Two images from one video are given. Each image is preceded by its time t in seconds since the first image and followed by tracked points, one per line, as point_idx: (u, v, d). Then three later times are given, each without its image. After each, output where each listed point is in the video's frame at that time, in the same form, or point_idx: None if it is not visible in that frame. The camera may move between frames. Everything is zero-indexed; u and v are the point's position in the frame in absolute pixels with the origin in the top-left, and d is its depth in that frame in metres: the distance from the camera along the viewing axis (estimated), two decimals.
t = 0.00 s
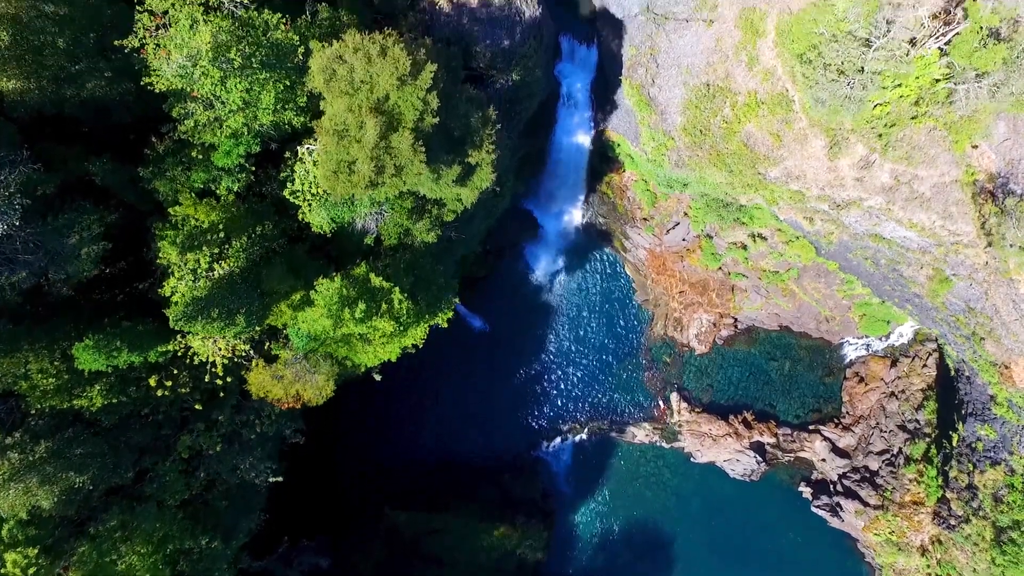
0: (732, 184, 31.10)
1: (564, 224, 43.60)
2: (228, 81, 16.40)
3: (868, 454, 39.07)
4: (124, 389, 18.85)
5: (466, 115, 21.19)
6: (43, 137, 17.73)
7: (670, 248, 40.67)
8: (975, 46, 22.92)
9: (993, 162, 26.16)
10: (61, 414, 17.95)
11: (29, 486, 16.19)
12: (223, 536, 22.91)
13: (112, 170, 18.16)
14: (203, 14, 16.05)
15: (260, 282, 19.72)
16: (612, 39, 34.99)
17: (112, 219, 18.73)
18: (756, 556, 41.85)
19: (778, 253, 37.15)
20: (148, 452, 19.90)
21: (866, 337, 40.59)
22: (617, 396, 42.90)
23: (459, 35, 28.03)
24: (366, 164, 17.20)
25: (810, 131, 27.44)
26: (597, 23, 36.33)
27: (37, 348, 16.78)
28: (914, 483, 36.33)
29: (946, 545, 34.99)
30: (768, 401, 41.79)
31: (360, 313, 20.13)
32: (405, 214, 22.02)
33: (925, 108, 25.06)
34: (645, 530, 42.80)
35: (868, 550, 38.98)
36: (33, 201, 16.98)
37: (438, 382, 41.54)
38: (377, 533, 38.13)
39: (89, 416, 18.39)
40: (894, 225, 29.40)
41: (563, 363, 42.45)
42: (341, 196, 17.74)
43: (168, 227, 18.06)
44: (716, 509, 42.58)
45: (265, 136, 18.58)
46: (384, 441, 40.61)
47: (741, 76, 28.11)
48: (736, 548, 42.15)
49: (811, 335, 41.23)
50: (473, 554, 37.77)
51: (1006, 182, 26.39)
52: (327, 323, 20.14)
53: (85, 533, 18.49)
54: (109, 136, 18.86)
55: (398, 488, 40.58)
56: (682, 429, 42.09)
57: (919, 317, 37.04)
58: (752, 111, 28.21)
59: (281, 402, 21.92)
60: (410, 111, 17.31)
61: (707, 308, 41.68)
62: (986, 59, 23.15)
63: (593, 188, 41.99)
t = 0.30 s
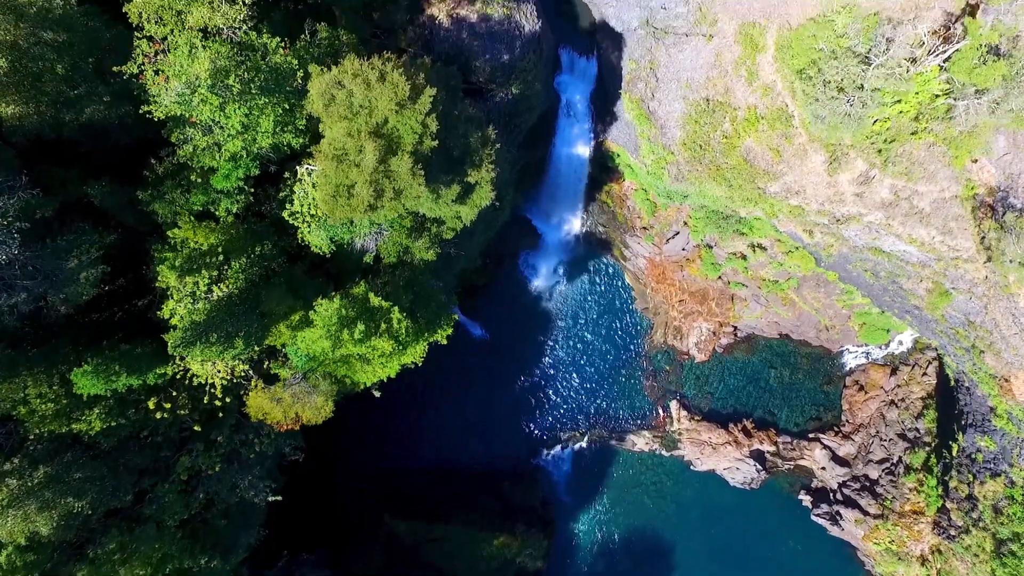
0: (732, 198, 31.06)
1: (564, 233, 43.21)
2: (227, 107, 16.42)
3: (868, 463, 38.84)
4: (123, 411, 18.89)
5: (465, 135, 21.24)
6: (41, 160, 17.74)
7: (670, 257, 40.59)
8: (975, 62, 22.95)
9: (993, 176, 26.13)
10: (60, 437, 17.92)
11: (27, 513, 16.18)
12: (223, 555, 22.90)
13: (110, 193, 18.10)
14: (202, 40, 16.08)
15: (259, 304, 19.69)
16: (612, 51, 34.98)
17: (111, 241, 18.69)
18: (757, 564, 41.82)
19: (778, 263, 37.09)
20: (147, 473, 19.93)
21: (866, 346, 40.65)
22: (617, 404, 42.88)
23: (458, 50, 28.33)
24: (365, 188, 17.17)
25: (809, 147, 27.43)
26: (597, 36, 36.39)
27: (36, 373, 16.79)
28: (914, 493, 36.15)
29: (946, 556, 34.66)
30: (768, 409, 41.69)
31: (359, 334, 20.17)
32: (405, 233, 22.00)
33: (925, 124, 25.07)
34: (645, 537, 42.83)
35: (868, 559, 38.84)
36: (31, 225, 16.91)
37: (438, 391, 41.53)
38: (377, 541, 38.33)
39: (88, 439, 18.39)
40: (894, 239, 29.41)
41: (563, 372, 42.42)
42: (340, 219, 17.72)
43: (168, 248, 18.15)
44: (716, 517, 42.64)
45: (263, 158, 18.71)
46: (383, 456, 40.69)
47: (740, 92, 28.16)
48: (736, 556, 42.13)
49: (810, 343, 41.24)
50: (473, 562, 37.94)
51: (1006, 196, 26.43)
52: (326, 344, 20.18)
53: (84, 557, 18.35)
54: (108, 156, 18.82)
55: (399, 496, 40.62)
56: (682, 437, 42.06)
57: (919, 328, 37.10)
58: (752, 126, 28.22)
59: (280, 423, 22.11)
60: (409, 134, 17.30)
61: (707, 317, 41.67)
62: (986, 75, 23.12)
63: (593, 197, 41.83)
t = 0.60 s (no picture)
0: (732, 212, 31.03)
1: (564, 241, 43.10)
2: (225, 132, 16.34)
3: (868, 471, 38.77)
4: (122, 434, 18.88)
5: (465, 154, 21.28)
6: (38, 183, 17.66)
7: (670, 267, 40.42)
8: (975, 78, 23.05)
9: (993, 190, 26.07)
10: (58, 461, 17.91)
11: (26, 539, 16.14)
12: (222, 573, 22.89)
13: (109, 216, 18.16)
14: (200, 65, 15.94)
15: (258, 326, 19.72)
16: (612, 63, 35.00)
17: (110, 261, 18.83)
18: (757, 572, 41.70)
19: (778, 272, 37.02)
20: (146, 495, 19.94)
21: (865, 353, 40.56)
22: (617, 413, 42.81)
23: (458, 64, 28.46)
24: (364, 212, 17.17)
25: (809, 162, 27.38)
26: (597, 48, 36.38)
27: (33, 397, 16.75)
28: (914, 502, 36.06)
29: (946, 565, 34.29)
30: (769, 417, 41.74)
31: (357, 354, 20.16)
32: (404, 251, 21.99)
33: (925, 139, 25.06)
34: (645, 546, 42.91)
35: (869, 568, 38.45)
36: (29, 249, 16.95)
37: (439, 399, 41.52)
38: (376, 547, 37.37)
39: (86, 462, 18.37)
40: (893, 254, 29.41)
41: (563, 381, 42.39)
42: (339, 242, 17.69)
43: (166, 270, 18.20)
44: (716, 525, 42.70)
45: (262, 180, 18.73)
46: (384, 467, 40.70)
47: (740, 107, 28.17)
48: (735, 564, 42.10)
49: (810, 351, 41.14)
50: (472, 570, 37.57)
51: (1006, 210, 26.28)
52: (325, 364, 20.19)
53: None
54: (106, 177, 18.81)
55: (399, 505, 40.38)
56: (681, 444, 42.11)
57: (919, 338, 36.95)
58: (752, 141, 28.22)
59: (280, 445, 22.21)
60: (408, 158, 17.27)
61: (706, 325, 41.51)
62: (986, 92, 23.14)
63: (592, 206, 41.69)
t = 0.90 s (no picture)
0: (731, 226, 30.96)
1: (564, 249, 43.05)
2: (224, 158, 16.40)
3: (868, 479, 38.91)
4: (121, 456, 18.96)
5: (463, 174, 21.30)
6: (36, 206, 17.60)
7: (669, 275, 40.32)
8: (974, 94, 23.14)
9: (993, 204, 26.06)
10: (55, 485, 17.97)
11: (23, 565, 16.17)
12: None
13: (108, 238, 18.18)
14: (199, 90, 15.94)
15: (257, 346, 19.73)
16: (612, 75, 35.03)
17: (109, 282, 18.85)
18: None
19: (778, 282, 37.03)
20: (144, 516, 20.07)
21: (865, 361, 40.32)
22: (616, 422, 42.75)
23: (457, 78, 28.51)
24: (362, 235, 17.14)
25: (808, 176, 27.37)
26: (596, 60, 36.39)
27: (32, 421, 16.78)
28: (914, 510, 36.21)
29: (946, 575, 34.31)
30: (768, 424, 41.60)
31: (356, 374, 20.20)
32: (403, 270, 21.93)
33: (924, 154, 25.10)
34: (645, 553, 42.74)
35: None
36: (28, 274, 16.94)
37: (439, 409, 41.53)
38: (376, 557, 37.27)
39: (84, 484, 18.48)
40: (893, 268, 29.38)
41: (562, 390, 42.34)
42: (338, 266, 17.75)
43: (165, 292, 18.16)
44: (716, 534, 42.51)
45: (261, 201, 18.73)
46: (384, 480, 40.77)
47: (740, 121, 28.22)
48: (735, 571, 42.06)
49: (810, 358, 41.17)
50: None
51: (1006, 224, 26.23)
52: (323, 384, 20.21)
53: None
54: (104, 198, 18.78)
55: (399, 515, 40.42)
56: (681, 452, 41.97)
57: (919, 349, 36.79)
58: (751, 156, 28.22)
59: (280, 467, 22.33)
60: (407, 180, 17.20)
61: (706, 333, 41.47)
62: (986, 108, 23.27)
63: (592, 215, 41.56)
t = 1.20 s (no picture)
0: (731, 239, 30.88)
1: (564, 258, 43.03)
2: (223, 183, 16.39)
3: (868, 488, 38.61)
4: (120, 478, 19.23)
5: (462, 193, 21.32)
6: (35, 227, 17.61)
7: (668, 284, 40.16)
8: (973, 109, 23.18)
9: (992, 217, 26.08)
10: (54, 509, 18.16)
11: None
12: None
13: (106, 261, 18.17)
14: (197, 116, 15.89)
15: (257, 367, 19.75)
16: (612, 87, 35.01)
17: (108, 303, 18.91)
18: None
19: (777, 291, 36.99)
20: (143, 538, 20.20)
21: (865, 369, 40.26)
22: (616, 430, 42.70)
23: (456, 92, 28.56)
24: (361, 259, 17.16)
25: (808, 191, 27.35)
26: (596, 72, 36.31)
27: (29, 445, 16.83)
28: (913, 519, 35.96)
29: None
30: (767, 431, 41.51)
31: (355, 395, 20.19)
32: (402, 288, 21.90)
33: (924, 170, 25.09)
34: (645, 561, 42.66)
35: None
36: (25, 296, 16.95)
37: (438, 417, 41.50)
38: (376, 565, 37.31)
39: (85, 507, 18.70)
40: (892, 282, 29.33)
41: (562, 399, 42.27)
42: (336, 289, 17.81)
43: (163, 314, 18.16)
44: (717, 540, 42.46)
45: (259, 224, 18.73)
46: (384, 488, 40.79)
47: (739, 136, 28.19)
48: None
49: (809, 365, 40.89)
50: None
51: (1005, 237, 26.20)
52: (322, 405, 20.23)
53: None
54: (103, 218, 18.78)
55: (399, 523, 40.45)
56: (680, 459, 41.90)
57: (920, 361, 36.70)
58: (751, 170, 28.16)
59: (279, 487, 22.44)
60: (405, 204, 17.20)
61: (705, 342, 41.12)
62: (986, 123, 23.22)
63: (592, 223, 41.43)
